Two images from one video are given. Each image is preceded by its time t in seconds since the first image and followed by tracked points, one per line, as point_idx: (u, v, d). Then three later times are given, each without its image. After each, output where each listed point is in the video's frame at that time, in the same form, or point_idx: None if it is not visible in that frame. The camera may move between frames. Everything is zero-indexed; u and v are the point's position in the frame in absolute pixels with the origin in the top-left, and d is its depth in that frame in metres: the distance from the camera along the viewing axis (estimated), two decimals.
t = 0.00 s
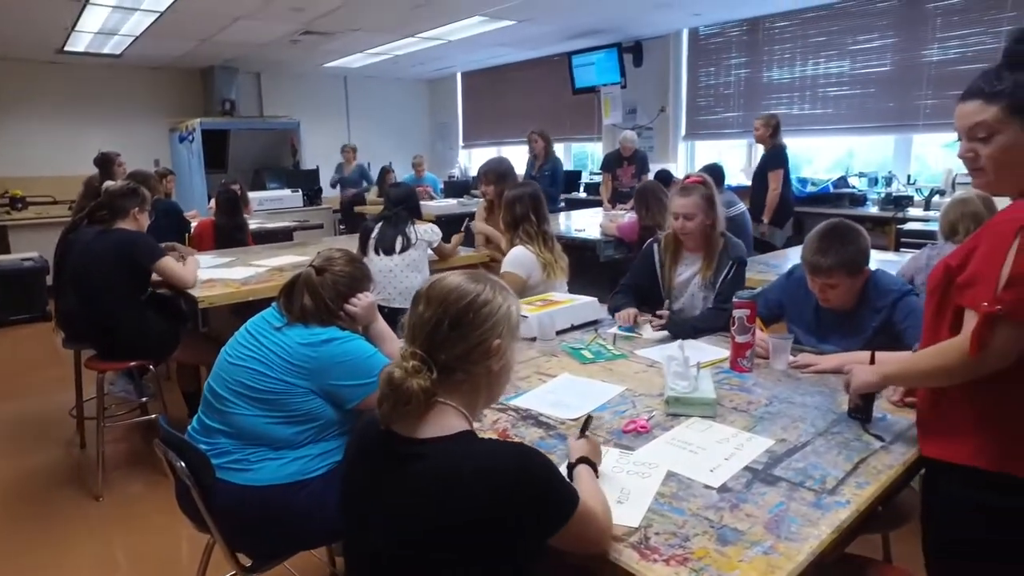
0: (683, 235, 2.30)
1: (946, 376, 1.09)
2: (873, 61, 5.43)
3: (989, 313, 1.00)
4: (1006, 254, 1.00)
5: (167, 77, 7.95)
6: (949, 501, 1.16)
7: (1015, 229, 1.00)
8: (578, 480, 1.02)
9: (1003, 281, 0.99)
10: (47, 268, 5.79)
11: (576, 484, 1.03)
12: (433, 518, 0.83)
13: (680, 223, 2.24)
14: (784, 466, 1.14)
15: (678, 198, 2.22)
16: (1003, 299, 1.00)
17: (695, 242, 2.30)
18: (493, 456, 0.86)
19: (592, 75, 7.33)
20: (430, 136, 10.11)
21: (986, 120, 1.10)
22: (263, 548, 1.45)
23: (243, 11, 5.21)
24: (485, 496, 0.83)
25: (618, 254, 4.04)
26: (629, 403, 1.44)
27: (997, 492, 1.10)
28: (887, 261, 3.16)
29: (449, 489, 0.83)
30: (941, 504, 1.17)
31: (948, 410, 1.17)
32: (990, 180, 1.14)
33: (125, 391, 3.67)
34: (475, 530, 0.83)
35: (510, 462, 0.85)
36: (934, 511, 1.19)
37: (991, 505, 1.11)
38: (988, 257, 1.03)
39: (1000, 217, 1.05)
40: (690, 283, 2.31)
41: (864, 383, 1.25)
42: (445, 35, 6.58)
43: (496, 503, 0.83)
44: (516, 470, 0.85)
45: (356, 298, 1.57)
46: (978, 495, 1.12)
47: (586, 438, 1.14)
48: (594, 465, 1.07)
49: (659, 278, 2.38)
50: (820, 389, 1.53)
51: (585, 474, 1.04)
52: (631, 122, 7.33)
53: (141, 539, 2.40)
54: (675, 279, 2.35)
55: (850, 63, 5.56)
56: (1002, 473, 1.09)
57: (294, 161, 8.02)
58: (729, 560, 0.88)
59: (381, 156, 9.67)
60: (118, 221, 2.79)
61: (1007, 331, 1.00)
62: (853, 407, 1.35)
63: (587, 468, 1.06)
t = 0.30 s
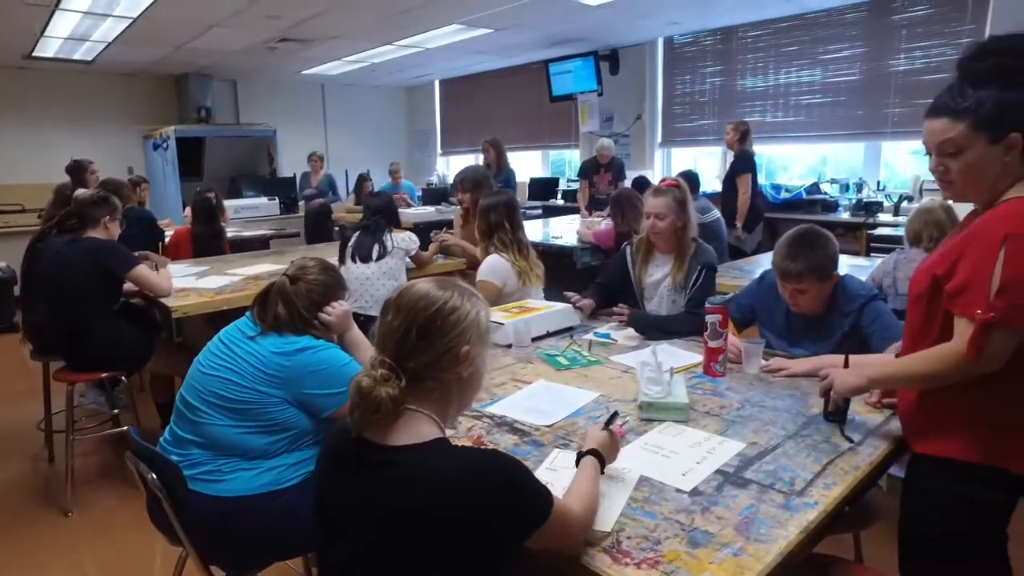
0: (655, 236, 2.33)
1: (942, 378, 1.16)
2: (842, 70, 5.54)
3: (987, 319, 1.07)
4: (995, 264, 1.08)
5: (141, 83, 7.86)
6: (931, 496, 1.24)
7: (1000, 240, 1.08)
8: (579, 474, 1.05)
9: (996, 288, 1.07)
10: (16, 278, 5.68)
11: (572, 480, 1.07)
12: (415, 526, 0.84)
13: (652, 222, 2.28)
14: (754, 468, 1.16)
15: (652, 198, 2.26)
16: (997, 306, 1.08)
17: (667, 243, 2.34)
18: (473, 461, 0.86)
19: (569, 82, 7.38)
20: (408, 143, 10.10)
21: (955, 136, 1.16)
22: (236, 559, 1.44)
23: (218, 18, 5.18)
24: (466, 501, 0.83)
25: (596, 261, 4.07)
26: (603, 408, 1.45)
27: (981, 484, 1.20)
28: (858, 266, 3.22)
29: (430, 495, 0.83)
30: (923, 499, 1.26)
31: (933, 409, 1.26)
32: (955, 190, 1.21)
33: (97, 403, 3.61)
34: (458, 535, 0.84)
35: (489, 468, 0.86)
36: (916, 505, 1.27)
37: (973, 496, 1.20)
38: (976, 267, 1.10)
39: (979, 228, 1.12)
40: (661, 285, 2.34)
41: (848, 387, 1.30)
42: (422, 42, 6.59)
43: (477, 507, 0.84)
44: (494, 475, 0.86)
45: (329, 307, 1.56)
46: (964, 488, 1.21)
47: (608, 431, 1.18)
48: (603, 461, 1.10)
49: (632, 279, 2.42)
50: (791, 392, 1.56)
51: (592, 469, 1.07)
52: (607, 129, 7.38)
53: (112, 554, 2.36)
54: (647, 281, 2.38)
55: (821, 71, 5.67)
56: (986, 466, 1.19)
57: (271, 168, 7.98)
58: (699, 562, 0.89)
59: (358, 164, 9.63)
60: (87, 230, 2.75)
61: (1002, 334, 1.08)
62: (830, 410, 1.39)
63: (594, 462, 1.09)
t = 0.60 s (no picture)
0: (625, 241, 2.37)
1: (924, 378, 1.19)
2: (813, 78, 5.65)
3: (967, 317, 1.11)
4: (972, 265, 1.12)
5: (114, 90, 7.76)
6: (905, 494, 1.28)
7: (975, 242, 1.12)
8: (555, 474, 1.07)
9: (977, 288, 1.11)
10: None
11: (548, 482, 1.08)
12: (390, 534, 0.84)
13: (622, 227, 2.31)
14: (726, 471, 1.17)
15: (622, 204, 2.30)
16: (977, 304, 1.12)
17: (637, 249, 2.37)
18: (448, 467, 0.87)
19: (546, 90, 7.42)
20: (386, 150, 10.08)
21: (918, 145, 1.19)
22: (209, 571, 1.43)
23: (192, 25, 5.13)
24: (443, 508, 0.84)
25: (573, 267, 4.09)
26: (578, 414, 1.46)
27: (953, 482, 1.24)
28: (829, 271, 3.27)
29: (406, 502, 0.84)
30: (898, 497, 1.29)
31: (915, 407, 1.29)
32: (922, 198, 1.24)
33: (66, 415, 3.54)
34: (434, 542, 0.84)
35: (466, 474, 0.87)
36: (889, 502, 1.31)
37: (947, 494, 1.24)
38: (954, 269, 1.14)
39: (953, 232, 1.17)
40: (630, 290, 2.37)
41: (839, 389, 1.31)
42: (399, 50, 6.59)
43: (454, 512, 0.84)
44: (469, 480, 0.86)
45: (305, 314, 1.55)
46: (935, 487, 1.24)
47: (582, 436, 1.19)
48: (579, 464, 1.11)
49: (602, 285, 2.45)
50: (764, 395, 1.58)
51: (568, 470, 1.08)
52: (585, 136, 7.44)
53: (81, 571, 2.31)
54: (617, 287, 2.41)
55: (793, 80, 5.77)
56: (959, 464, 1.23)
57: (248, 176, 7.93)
58: (671, 565, 0.90)
59: (335, 171, 9.58)
60: (56, 238, 2.71)
61: (984, 332, 1.12)
62: (820, 411, 1.41)
63: (570, 464, 1.10)
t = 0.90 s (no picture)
0: (586, 250, 2.43)
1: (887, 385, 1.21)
2: (785, 86, 5.75)
3: (925, 320, 1.14)
4: (931, 268, 1.15)
5: (85, 95, 7.64)
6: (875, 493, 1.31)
7: (936, 245, 1.16)
8: (538, 481, 1.07)
9: (933, 292, 1.14)
10: None
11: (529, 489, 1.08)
12: (358, 544, 0.84)
13: (580, 237, 2.38)
14: (700, 474, 1.19)
15: (579, 214, 2.36)
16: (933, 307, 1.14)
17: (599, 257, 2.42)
18: (423, 475, 0.87)
19: (523, 97, 7.46)
20: (364, 157, 10.04)
21: (875, 146, 1.26)
22: None
23: (165, 30, 5.08)
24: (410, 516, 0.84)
25: (550, 273, 4.11)
26: (554, 420, 1.47)
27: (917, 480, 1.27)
28: (802, 275, 3.33)
29: (374, 512, 0.83)
30: (869, 496, 1.33)
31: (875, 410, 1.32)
32: (888, 200, 1.30)
33: (34, 428, 3.47)
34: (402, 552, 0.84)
35: (432, 483, 0.86)
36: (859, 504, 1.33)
37: (911, 493, 1.28)
38: (915, 273, 1.17)
39: (918, 236, 1.20)
40: (596, 298, 2.41)
41: (810, 396, 1.34)
42: (376, 56, 6.58)
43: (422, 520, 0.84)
44: (445, 487, 0.86)
45: (279, 323, 1.54)
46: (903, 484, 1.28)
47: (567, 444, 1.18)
48: (562, 472, 1.11)
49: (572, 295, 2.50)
50: (737, 399, 1.60)
51: (551, 479, 1.08)
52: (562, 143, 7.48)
53: None
54: (586, 295, 2.46)
55: (765, 87, 5.86)
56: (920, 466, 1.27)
57: (223, 183, 7.86)
58: (645, 568, 0.91)
59: (312, 178, 9.52)
60: (24, 247, 2.66)
61: (941, 336, 1.14)
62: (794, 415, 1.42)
63: (553, 473, 1.10)
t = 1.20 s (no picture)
0: (541, 260, 2.46)
1: (832, 390, 1.24)
2: (757, 93, 5.84)
3: (851, 324, 1.18)
4: (860, 273, 1.19)
5: (52, 100, 7.51)
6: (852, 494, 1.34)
7: (865, 251, 1.20)
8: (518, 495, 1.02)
9: (860, 296, 1.18)
10: None
11: (513, 506, 1.03)
12: (326, 554, 0.83)
13: (531, 245, 2.42)
14: (673, 477, 1.20)
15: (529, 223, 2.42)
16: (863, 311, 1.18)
17: (554, 265, 2.45)
18: (393, 484, 0.86)
19: (499, 103, 7.48)
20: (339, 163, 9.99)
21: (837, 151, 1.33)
22: None
23: (135, 35, 5.01)
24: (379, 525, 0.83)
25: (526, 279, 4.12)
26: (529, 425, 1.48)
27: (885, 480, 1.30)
28: (774, 279, 3.39)
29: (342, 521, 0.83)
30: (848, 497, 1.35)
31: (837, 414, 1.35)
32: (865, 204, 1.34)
33: None
34: (370, 563, 0.83)
35: (404, 492, 0.85)
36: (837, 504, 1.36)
37: (878, 491, 1.31)
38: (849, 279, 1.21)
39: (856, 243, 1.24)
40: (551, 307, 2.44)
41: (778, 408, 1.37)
42: (351, 63, 6.56)
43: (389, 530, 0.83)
44: (414, 499, 0.85)
45: (251, 331, 1.53)
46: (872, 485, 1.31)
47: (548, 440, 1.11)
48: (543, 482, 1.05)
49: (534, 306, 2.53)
50: (710, 402, 1.62)
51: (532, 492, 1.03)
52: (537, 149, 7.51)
53: None
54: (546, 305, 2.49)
55: (738, 94, 5.95)
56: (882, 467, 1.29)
57: (196, 190, 7.78)
58: (618, 570, 0.92)
59: (287, 185, 9.44)
60: None
61: (869, 340, 1.17)
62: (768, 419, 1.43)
63: (534, 484, 1.04)
